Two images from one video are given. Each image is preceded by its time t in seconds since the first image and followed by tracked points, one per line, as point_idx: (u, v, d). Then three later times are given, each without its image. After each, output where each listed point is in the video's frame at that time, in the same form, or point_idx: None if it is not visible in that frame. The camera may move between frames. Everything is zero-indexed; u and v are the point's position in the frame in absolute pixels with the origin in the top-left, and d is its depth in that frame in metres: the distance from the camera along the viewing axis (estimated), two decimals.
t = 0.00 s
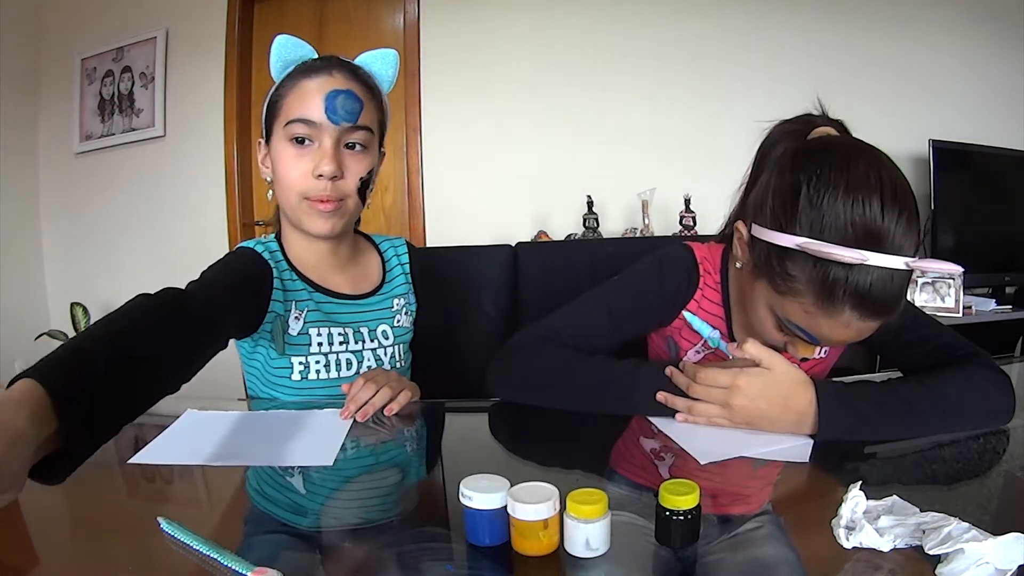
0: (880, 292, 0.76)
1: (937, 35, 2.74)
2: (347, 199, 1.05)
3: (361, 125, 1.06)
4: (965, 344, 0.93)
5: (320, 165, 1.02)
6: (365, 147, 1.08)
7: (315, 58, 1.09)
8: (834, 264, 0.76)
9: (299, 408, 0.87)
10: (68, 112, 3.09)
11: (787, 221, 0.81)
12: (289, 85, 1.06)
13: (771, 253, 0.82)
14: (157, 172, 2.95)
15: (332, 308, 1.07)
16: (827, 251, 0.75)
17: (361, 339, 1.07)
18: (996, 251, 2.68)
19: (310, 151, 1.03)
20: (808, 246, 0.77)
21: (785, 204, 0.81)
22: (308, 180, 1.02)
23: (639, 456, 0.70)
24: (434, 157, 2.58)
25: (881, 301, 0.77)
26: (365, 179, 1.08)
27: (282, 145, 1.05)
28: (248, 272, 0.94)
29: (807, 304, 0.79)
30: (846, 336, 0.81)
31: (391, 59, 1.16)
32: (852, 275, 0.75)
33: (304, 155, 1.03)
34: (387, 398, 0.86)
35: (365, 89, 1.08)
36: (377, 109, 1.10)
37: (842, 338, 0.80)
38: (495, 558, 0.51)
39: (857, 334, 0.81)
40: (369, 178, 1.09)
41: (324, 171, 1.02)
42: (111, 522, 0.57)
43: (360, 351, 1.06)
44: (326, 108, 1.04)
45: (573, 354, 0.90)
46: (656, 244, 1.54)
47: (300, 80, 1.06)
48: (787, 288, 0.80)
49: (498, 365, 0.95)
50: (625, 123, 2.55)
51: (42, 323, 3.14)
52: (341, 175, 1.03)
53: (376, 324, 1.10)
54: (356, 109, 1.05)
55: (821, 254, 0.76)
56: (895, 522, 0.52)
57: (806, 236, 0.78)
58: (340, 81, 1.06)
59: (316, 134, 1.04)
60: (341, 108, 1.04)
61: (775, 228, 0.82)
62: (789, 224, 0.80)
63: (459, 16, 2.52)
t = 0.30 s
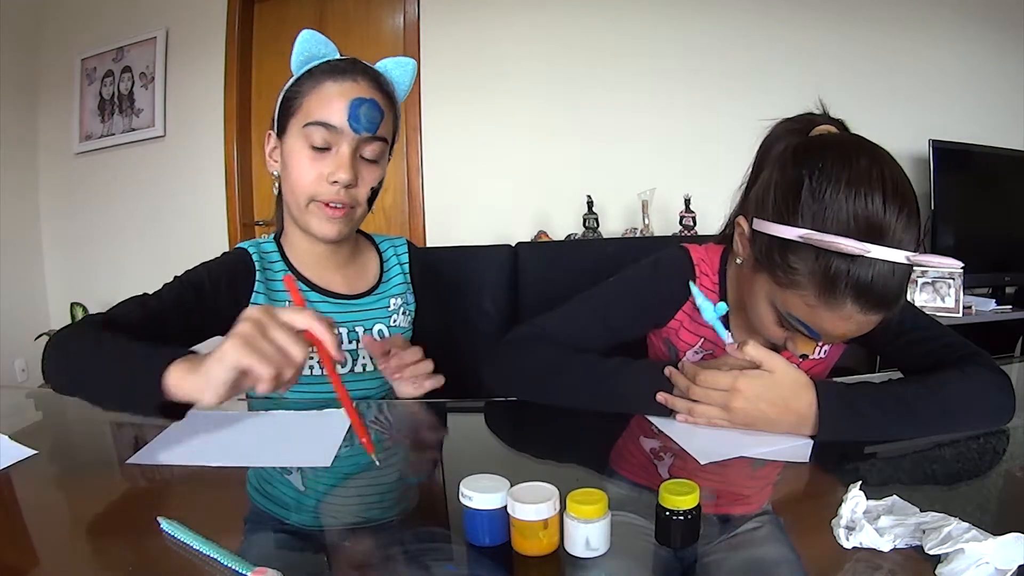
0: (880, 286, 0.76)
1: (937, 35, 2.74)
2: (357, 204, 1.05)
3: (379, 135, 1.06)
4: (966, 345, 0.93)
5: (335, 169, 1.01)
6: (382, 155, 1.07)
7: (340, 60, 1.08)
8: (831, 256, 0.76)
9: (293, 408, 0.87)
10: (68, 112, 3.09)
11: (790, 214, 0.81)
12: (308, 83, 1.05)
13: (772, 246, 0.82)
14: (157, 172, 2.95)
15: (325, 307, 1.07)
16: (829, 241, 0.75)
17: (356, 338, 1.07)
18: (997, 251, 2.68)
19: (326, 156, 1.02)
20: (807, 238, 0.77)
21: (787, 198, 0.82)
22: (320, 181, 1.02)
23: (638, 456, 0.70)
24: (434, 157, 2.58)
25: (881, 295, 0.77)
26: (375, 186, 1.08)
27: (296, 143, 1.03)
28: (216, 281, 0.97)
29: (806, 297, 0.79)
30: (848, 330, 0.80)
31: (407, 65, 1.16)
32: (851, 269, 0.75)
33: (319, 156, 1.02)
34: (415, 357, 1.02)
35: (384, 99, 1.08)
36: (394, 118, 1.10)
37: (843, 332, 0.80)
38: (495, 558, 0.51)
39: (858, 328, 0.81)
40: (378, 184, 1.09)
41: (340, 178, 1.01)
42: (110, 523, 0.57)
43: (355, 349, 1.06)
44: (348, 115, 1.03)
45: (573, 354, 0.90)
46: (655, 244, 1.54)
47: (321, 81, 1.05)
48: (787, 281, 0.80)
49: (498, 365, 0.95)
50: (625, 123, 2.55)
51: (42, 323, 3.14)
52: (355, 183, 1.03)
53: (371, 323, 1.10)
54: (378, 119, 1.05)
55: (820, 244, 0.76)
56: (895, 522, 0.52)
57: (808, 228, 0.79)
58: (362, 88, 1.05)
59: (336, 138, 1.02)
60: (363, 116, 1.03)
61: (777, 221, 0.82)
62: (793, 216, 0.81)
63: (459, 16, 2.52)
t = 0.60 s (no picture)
0: (888, 274, 0.76)
1: (936, 35, 2.74)
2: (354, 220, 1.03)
3: (383, 155, 1.03)
4: (966, 345, 0.93)
5: (337, 186, 0.99)
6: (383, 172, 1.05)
7: (348, 72, 1.05)
8: (843, 241, 0.76)
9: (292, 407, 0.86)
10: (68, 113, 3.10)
11: (799, 200, 0.81)
12: (314, 94, 1.03)
13: (781, 232, 0.81)
14: (156, 172, 2.95)
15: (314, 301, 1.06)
16: (845, 220, 0.74)
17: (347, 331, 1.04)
18: (997, 251, 2.68)
19: (327, 174, 0.99)
20: (819, 223, 0.77)
21: (796, 185, 0.81)
22: (320, 195, 0.99)
23: (636, 456, 0.70)
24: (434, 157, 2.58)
25: (890, 283, 0.77)
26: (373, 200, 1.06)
27: (299, 151, 1.01)
28: (217, 274, 0.99)
29: (816, 284, 0.78)
30: (856, 319, 0.80)
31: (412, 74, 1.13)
32: (862, 253, 0.76)
33: (321, 172, 0.99)
34: (408, 327, 0.94)
35: (389, 116, 1.05)
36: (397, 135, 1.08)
37: (852, 320, 0.80)
38: (495, 558, 0.52)
39: (865, 317, 0.81)
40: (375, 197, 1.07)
41: (342, 199, 0.99)
42: (110, 523, 0.57)
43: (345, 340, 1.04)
44: (354, 133, 1.00)
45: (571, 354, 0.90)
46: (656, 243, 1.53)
47: (329, 92, 1.02)
48: (797, 268, 0.79)
49: (498, 366, 0.95)
50: (626, 123, 2.55)
51: (42, 323, 3.14)
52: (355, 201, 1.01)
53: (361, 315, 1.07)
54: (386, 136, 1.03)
55: (835, 232, 0.76)
56: (895, 522, 0.52)
57: (819, 213, 0.78)
58: (368, 106, 1.02)
59: (342, 158, 0.99)
60: (369, 137, 1.00)
61: (786, 207, 0.82)
62: (802, 204, 0.80)
63: (459, 16, 2.52)
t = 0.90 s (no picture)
0: (804, 130, 0.84)
1: (937, 35, 2.74)
2: (272, 245, 1.01)
3: (294, 184, 0.99)
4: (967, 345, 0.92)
5: (247, 219, 0.97)
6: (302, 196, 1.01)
7: (251, 95, 0.97)
8: (750, 104, 0.87)
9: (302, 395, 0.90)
10: (68, 113, 3.10)
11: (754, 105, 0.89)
12: (219, 125, 0.97)
13: (738, 119, 0.89)
14: (155, 172, 2.94)
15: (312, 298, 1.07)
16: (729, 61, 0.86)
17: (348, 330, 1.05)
18: (997, 251, 2.68)
19: (238, 207, 0.97)
20: (726, 101, 0.90)
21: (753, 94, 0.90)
22: (227, 224, 0.98)
23: (635, 455, 0.70)
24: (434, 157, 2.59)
25: (809, 137, 0.84)
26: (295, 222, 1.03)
27: (210, 182, 0.98)
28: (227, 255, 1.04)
29: (744, 153, 0.88)
30: (791, 189, 0.85)
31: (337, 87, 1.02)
32: (773, 111, 0.85)
33: (229, 204, 0.97)
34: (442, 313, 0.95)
35: (303, 140, 0.99)
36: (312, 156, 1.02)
37: (783, 184, 0.85)
38: (495, 558, 0.52)
39: (804, 198, 0.85)
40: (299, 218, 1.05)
41: (255, 231, 0.97)
42: (110, 523, 0.57)
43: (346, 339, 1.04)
44: (258, 166, 0.96)
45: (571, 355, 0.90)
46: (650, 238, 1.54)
47: (230, 121, 0.97)
48: (729, 152, 0.90)
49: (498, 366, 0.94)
50: (625, 122, 2.55)
51: (41, 323, 3.15)
52: (270, 231, 0.99)
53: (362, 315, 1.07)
54: (292, 169, 0.97)
55: (750, 105, 0.88)
56: (895, 522, 0.52)
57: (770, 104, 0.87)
58: (273, 134, 0.96)
59: (250, 191, 0.96)
60: (276, 169, 0.97)
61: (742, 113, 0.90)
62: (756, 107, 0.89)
63: (460, 15, 2.53)
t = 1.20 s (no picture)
0: (739, 87, 0.93)
1: (937, 35, 2.74)
2: (274, 250, 1.01)
3: (298, 194, 0.99)
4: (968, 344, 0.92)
5: (250, 226, 0.97)
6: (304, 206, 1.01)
7: (264, 104, 0.97)
8: (703, 87, 0.97)
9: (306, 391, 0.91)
10: (68, 112, 3.10)
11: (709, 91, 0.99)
12: (227, 130, 0.96)
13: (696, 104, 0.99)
14: (155, 172, 2.94)
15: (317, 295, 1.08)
16: (685, 53, 0.98)
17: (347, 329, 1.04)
18: (997, 251, 2.68)
19: (241, 215, 0.97)
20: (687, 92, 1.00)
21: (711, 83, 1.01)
22: (233, 228, 0.97)
23: (635, 455, 0.70)
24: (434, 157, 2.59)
25: (742, 90, 0.92)
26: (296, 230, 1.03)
27: (214, 187, 0.98)
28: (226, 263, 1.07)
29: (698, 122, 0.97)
30: (732, 136, 0.92)
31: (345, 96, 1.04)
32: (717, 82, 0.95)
33: (234, 209, 0.96)
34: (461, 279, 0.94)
35: (309, 150, 0.99)
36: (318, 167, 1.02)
37: (724, 133, 0.93)
38: (495, 558, 0.52)
39: (745, 141, 0.92)
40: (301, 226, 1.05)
41: (258, 240, 0.97)
42: (109, 524, 0.57)
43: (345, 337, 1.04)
44: (264, 174, 0.95)
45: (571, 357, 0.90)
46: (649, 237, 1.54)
47: (238, 126, 0.96)
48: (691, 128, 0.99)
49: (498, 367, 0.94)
50: (625, 122, 2.55)
51: (41, 323, 3.15)
52: (270, 239, 0.99)
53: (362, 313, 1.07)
54: (298, 180, 0.98)
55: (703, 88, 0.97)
56: (895, 522, 0.51)
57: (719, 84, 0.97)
58: (281, 145, 0.96)
59: (255, 200, 0.96)
60: (281, 179, 0.96)
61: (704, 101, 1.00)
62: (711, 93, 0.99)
63: (460, 15, 2.53)
